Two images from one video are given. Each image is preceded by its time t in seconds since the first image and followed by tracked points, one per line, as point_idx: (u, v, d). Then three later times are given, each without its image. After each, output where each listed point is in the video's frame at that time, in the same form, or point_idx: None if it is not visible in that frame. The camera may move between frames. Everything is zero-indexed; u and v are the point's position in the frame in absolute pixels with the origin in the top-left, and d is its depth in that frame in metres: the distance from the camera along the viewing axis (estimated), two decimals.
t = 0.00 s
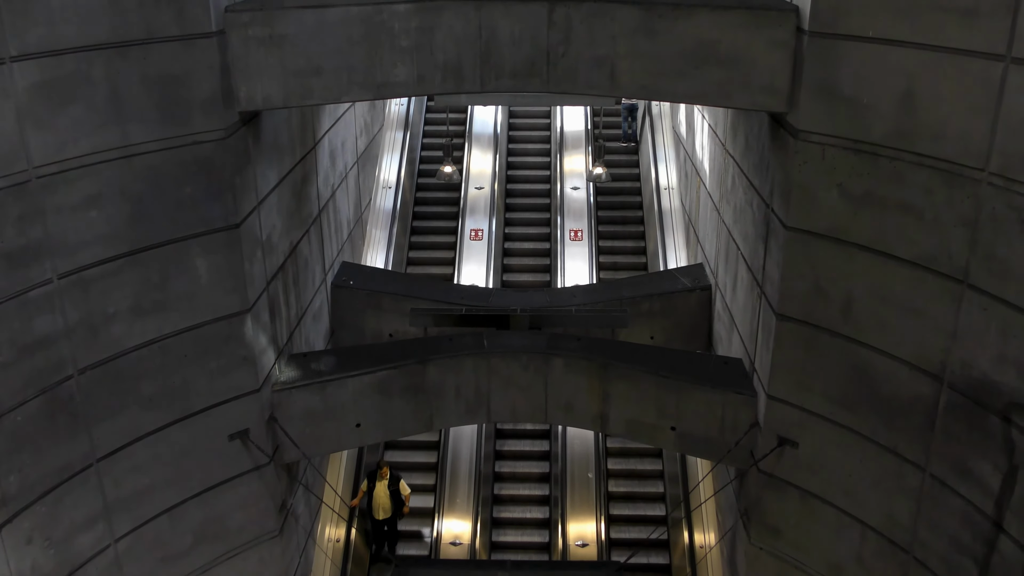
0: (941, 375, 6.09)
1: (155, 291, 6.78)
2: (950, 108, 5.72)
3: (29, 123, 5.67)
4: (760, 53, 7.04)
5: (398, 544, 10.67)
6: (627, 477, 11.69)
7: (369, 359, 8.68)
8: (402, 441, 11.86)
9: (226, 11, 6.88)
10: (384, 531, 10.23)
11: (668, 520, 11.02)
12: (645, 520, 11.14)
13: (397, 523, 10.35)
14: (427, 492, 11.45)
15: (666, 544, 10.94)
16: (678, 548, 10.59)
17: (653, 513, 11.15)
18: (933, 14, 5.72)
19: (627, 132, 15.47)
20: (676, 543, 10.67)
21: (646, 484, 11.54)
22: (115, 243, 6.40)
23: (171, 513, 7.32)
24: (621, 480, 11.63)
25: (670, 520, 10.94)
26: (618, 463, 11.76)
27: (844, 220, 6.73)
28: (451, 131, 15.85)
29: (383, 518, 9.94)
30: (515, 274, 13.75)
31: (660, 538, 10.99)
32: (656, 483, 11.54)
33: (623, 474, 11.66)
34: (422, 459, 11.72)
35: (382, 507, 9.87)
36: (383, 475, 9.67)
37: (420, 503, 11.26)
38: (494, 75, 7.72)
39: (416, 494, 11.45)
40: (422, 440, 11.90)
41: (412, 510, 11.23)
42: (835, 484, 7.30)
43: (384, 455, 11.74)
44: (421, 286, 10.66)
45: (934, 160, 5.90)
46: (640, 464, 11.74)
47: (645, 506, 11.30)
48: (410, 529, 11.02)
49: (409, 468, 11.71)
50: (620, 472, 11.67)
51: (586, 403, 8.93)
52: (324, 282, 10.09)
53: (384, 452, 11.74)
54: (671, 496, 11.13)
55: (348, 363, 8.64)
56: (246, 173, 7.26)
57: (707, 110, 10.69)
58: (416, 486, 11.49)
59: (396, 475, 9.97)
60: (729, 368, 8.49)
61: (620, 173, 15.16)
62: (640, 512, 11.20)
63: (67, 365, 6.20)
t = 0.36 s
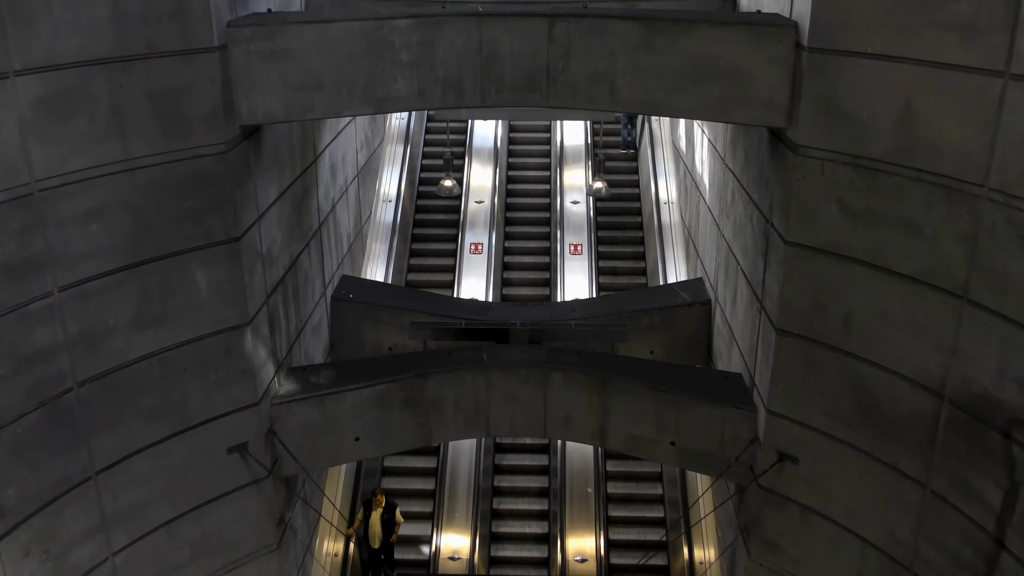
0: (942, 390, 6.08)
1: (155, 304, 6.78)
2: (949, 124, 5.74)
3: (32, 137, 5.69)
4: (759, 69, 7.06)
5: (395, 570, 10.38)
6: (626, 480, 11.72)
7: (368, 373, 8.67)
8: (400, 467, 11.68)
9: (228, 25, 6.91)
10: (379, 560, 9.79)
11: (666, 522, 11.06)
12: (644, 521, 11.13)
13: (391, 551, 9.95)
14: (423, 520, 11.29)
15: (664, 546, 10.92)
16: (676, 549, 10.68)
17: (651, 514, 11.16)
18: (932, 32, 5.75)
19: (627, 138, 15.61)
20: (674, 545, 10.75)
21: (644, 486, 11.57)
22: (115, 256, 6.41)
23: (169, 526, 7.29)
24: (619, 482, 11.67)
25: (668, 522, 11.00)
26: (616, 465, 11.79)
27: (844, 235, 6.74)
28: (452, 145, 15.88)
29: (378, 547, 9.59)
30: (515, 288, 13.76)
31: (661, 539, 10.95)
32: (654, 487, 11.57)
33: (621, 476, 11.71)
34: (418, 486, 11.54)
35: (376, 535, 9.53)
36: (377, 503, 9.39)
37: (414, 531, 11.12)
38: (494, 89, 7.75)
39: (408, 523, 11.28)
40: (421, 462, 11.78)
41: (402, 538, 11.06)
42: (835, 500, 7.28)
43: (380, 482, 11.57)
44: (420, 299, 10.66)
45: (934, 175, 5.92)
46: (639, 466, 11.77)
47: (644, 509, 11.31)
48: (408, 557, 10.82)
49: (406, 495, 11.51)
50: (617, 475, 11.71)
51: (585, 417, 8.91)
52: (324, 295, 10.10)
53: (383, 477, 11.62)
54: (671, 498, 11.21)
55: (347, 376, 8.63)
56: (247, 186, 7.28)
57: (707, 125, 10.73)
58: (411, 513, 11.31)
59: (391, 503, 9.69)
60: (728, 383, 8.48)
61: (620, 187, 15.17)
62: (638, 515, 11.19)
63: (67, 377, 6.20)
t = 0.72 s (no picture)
0: (940, 404, 6.08)
1: (154, 318, 6.77)
2: (947, 138, 5.76)
3: (31, 151, 5.69)
4: (757, 83, 7.09)
5: None
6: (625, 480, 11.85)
7: (366, 387, 8.66)
8: (397, 494, 11.52)
9: (228, 40, 6.92)
10: None
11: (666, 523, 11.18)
12: (641, 521, 11.26)
13: None
14: (420, 548, 11.10)
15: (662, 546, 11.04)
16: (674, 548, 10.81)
17: (650, 515, 11.31)
18: (930, 46, 5.78)
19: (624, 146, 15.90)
20: (672, 545, 10.86)
21: (642, 488, 11.68)
22: (114, 270, 6.41)
23: (167, 541, 7.26)
24: (619, 483, 11.80)
25: (666, 523, 11.13)
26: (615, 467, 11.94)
27: (842, 249, 6.75)
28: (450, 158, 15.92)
29: None
30: (513, 301, 13.78)
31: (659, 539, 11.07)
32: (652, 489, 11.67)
33: (619, 477, 11.82)
34: (415, 514, 11.34)
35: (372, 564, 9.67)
36: (374, 530, 9.60)
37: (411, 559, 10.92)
38: (493, 104, 7.79)
39: (404, 551, 11.08)
40: (418, 471, 11.75)
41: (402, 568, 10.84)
42: (834, 514, 7.27)
43: (377, 509, 11.40)
44: (419, 313, 10.65)
45: (931, 190, 5.94)
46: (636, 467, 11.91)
47: (642, 509, 11.44)
48: None
49: (403, 524, 11.32)
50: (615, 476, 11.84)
51: (584, 431, 8.90)
52: (322, 308, 10.10)
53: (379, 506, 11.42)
54: (668, 499, 11.32)
55: (346, 390, 8.62)
56: (246, 200, 7.29)
57: (705, 139, 10.76)
58: (407, 542, 11.11)
59: (387, 532, 9.87)
60: (727, 397, 8.47)
61: (618, 201, 15.19)
62: (637, 514, 11.32)
63: (65, 392, 6.19)
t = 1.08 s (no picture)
0: (939, 418, 6.08)
1: (151, 332, 6.77)
2: (945, 153, 5.78)
3: (30, 165, 5.70)
4: (754, 99, 7.11)
5: None
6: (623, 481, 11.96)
7: (364, 401, 8.64)
8: (394, 522, 11.38)
9: (228, 55, 6.94)
10: None
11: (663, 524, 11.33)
12: (640, 523, 11.39)
13: None
14: None
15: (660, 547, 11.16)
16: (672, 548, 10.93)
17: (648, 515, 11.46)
18: (927, 62, 5.81)
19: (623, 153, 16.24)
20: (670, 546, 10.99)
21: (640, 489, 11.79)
22: (112, 284, 6.41)
23: (163, 556, 7.22)
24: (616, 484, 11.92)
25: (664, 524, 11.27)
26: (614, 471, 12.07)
27: (840, 263, 6.76)
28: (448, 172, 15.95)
29: None
30: (511, 315, 13.78)
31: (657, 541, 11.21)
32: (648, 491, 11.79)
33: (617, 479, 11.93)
34: (413, 543, 11.18)
35: None
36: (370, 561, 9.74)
37: None
38: (491, 118, 7.81)
39: None
40: (414, 498, 11.62)
41: None
42: (833, 529, 7.24)
43: (373, 538, 11.25)
44: (417, 327, 10.65)
45: (928, 204, 5.96)
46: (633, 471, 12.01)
47: (639, 510, 11.59)
48: None
49: (399, 553, 11.16)
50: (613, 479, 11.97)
51: (582, 445, 8.88)
52: (320, 322, 10.09)
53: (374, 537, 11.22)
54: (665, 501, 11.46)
55: (344, 404, 8.61)
56: (244, 215, 7.30)
57: (703, 154, 10.79)
58: (404, 571, 10.93)
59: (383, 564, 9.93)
60: (725, 411, 8.46)
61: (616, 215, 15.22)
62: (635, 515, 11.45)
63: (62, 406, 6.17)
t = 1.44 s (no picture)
0: (939, 430, 6.07)
1: (150, 345, 6.76)
2: (943, 165, 5.80)
3: (30, 178, 5.72)
4: (752, 111, 7.13)
5: None
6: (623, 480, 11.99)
7: (363, 413, 8.63)
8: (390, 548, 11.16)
9: (227, 68, 6.94)
10: None
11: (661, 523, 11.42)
12: (640, 523, 11.47)
13: None
14: None
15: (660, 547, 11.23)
16: (670, 548, 11.03)
17: (648, 515, 11.54)
18: (924, 75, 5.84)
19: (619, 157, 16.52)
20: (668, 545, 11.10)
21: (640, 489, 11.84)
22: (111, 296, 6.41)
23: (161, 570, 7.19)
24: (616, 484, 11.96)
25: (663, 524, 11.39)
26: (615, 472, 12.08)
27: (838, 275, 6.77)
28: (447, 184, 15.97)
29: None
30: (510, 327, 13.78)
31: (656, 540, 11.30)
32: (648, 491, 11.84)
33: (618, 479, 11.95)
34: (409, 569, 11.00)
35: None
36: None
37: None
38: (490, 130, 7.84)
39: None
40: (411, 523, 11.41)
41: None
42: (833, 541, 7.22)
43: (370, 564, 11.08)
44: (416, 339, 10.64)
45: (926, 216, 5.98)
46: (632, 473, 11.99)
47: (638, 510, 11.65)
48: None
49: None
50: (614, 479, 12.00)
51: (581, 458, 8.87)
52: (319, 334, 10.09)
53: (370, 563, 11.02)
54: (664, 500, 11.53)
55: (343, 417, 8.59)
56: (243, 227, 7.31)
57: (701, 165, 10.81)
58: None
59: None
60: (725, 423, 8.45)
61: (615, 228, 15.24)
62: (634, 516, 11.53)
63: (60, 419, 6.16)
